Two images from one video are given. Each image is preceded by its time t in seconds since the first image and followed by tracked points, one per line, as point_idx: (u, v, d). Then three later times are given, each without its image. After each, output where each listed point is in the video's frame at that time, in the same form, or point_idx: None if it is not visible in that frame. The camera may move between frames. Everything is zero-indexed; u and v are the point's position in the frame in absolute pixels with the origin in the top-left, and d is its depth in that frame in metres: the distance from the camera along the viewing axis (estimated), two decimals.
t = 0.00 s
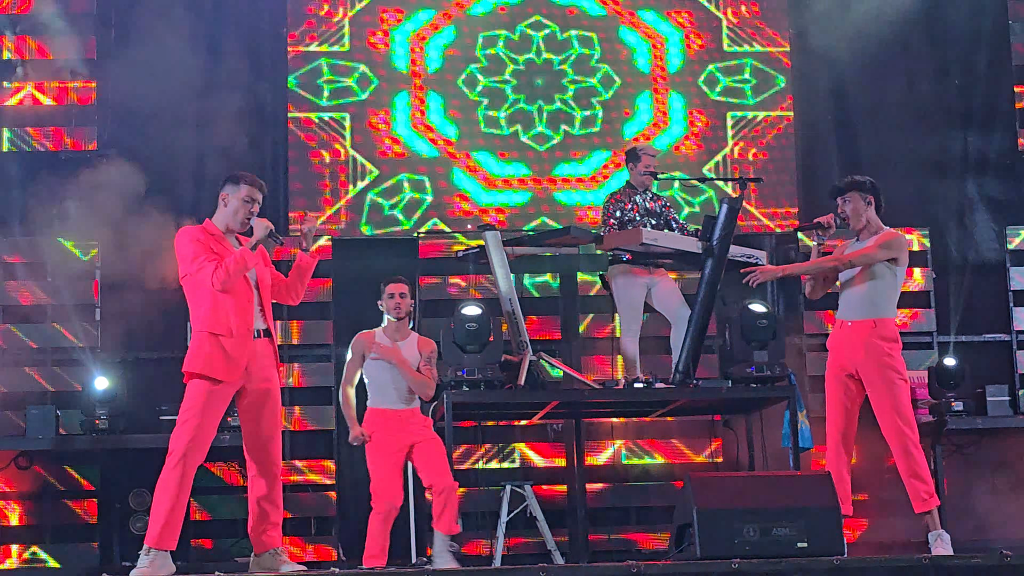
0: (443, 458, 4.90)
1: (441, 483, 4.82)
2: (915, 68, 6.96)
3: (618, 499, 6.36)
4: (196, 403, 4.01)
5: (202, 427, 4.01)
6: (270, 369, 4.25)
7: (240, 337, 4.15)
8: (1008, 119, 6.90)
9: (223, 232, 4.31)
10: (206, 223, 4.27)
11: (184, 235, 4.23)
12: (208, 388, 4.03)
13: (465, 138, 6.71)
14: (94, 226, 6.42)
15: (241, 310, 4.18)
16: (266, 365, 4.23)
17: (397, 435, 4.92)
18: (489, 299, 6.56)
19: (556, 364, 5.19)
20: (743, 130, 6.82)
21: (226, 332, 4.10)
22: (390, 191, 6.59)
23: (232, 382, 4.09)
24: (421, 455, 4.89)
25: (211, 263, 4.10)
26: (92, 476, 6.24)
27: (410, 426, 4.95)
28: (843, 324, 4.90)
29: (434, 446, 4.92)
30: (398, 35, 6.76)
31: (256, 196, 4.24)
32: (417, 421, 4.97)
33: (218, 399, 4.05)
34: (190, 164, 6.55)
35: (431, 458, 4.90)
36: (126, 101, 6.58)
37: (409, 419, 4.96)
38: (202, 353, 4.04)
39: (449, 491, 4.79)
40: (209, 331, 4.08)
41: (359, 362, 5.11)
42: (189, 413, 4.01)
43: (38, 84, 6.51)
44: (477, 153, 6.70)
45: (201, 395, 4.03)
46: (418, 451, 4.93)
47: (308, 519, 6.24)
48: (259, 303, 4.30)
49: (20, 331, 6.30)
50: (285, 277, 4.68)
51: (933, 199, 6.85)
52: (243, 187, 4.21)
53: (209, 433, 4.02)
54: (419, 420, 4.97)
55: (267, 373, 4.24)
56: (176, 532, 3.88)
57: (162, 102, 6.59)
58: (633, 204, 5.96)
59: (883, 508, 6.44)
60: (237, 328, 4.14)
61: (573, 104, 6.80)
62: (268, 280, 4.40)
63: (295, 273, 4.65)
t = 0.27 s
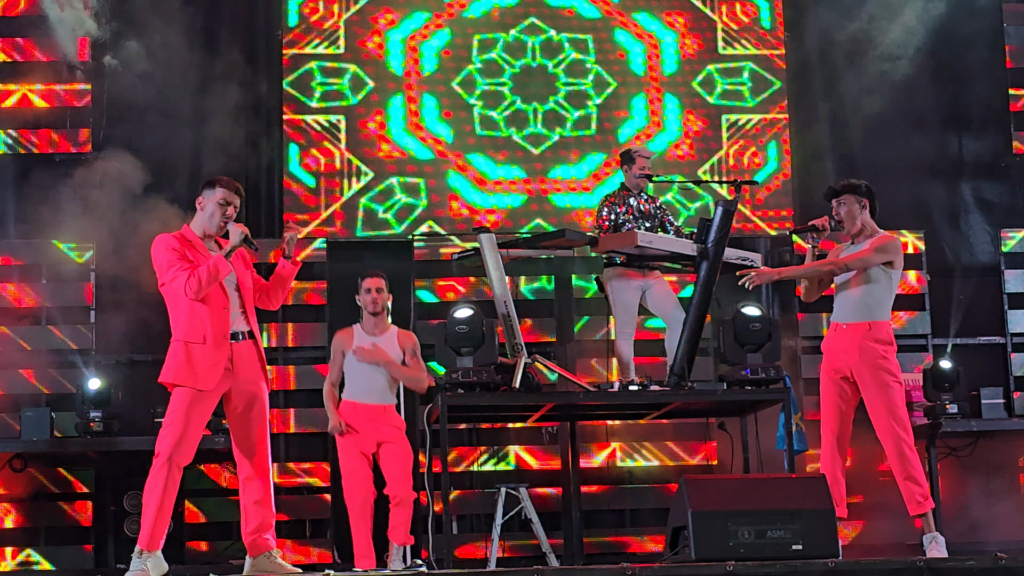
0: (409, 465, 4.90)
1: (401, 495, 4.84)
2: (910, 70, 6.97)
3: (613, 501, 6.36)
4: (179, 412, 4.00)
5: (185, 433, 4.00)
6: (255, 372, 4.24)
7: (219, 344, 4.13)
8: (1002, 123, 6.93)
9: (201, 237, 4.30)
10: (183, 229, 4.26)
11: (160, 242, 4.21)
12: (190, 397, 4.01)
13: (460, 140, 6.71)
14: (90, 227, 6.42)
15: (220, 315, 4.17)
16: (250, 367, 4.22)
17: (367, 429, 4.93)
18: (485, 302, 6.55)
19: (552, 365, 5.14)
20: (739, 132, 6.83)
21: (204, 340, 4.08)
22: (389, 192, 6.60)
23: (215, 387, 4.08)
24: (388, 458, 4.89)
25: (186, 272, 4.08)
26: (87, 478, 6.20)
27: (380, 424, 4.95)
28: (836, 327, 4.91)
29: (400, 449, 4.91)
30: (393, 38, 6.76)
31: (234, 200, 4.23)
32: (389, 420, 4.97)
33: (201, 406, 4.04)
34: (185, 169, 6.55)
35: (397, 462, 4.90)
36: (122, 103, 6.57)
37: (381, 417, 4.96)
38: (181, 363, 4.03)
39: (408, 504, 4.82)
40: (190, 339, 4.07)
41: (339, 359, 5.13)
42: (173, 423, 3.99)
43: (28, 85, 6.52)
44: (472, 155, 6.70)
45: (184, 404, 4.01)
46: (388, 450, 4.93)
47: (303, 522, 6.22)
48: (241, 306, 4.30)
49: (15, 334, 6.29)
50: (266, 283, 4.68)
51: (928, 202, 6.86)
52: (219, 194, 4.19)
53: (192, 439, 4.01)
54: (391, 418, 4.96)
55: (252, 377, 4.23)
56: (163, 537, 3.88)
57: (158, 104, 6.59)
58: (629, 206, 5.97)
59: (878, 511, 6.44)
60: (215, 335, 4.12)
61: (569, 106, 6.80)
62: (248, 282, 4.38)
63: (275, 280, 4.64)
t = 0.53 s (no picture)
0: (376, 458, 5.19)
1: (361, 487, 5.16)
2: (907, 71, 6.97)
3: (611, 501, 6.35)
4: (168, 419, 4.02)
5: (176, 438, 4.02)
6: (246, 372, 4.26)
7: (205, 348, 4.14)
8: (999, 123, 6.94)
9: (183, 240, 4.33)
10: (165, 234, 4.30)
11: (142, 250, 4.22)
12: (179, 403, 4.03)
13: (456, 141, 6.71)
14: (87, 227, 6.41)
15: (206, 319, 4.18)
16: (241, 369, 4.24)
17: (346, 417, 5.23)
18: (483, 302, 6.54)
19: (549, 365, 5.12)
20: (737, 133, 6.83)
21: (189, 346, 4.09)
22: (389, 191, 6.61)
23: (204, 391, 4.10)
24: (359, 447, 5.20)
25: (168, 279, 4.09)
26: (84, 479, 6.19)
27: (358, 412, 5.25)
28: (835, 329, 4.92)
29: (372, 441, 5.21)
30: (392, 39, 6.77)
31: (212, 201, 4.26)
32: (369, 408, 5.27)
33: (190, 411, 4.06)
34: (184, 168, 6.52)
35: (367, 452, 5.21)
36: (120, 103, 6.57)
37: (361, 403, 5.27)
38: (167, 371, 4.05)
39: (366, 498, 5.14)
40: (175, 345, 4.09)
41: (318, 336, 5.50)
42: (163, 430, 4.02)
43: (26, 86, 6.51)
44: (468, 156, 6.70)
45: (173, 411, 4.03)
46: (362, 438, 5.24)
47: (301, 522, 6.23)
48: (229, 307, 4.32)
49: (13, 334, 6.29)
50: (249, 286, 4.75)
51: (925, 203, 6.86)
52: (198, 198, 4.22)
53: (183, 443, 4.04)
54: (370, 407, 5.26)
55: (243, 377, 4.24)
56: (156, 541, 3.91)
57: (155, 104, 6.58)
58: (627, 206, 5.96)
59: (875, 511, 6.44)
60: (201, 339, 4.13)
61: (566, 108, 6.80)
62: (234, 282, 4.40)
63: (259, 285, 4.71)
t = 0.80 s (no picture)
0: (365, 475, 5.44)
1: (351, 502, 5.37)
2: (906, 70, 6.97)
3: (609, 501, 6.35)
4: (166, 421, 4.02)
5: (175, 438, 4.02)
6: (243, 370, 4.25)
7: (200, 348, 4.13)
8: (998, 123, 6.95)
9: (176, 238, 4.31)
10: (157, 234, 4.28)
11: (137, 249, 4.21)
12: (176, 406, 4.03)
13: (454, 140, 6.70)
14: (85, 226, 6.40)
15: (201, 318, 4.17)
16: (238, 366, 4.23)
17: (335, 433, 5.44)
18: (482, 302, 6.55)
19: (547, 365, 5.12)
20: (735, 133, 6.82)
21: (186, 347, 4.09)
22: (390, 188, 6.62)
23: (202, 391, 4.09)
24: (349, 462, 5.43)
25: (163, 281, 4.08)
26: (82, 478, 6.18)
27: (348, 428, 5.47)
28: (833, 329, 4.92)
29: (363, 458, 5.46)
30: (390, 37, 6.75)
31: (201, 196, 4.24)
32: (357, 425, 5.50)
33: (188, 410, 4.06)
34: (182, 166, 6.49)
35: (358, 469, 5.43)
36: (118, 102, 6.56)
37: (352, 422, 5.49)
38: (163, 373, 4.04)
39: (355, 514, 5.35)
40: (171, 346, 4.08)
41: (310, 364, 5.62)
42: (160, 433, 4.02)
43: (25, 85, 6.51)
44: (466, 155, 6.69)
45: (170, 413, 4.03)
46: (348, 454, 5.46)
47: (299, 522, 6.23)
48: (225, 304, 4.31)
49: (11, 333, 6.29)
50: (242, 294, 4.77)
51: (924, 203, 6.86)
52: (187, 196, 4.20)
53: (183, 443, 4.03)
54: (358, 424, 5.50)
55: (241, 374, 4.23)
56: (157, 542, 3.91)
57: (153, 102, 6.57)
58: (626, 206, 5.96)
59: (873, 511, 6.44)
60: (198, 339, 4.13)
61: (565, 108, 6.81)
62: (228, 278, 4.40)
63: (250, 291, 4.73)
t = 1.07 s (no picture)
0: (361, 475, 5.39)
1: (347, 505, 5.34)
2: (907, 69, 6.95)
3: (608, 501, 6.35)
4: (172, 412, 3.98)
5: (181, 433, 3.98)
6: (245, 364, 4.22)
7: (207, 340, 4.09)
8: (998, 123, 6.95)
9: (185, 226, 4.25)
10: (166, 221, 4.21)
11: (148, 238, 4.16)
12: (183, 396, 3.99)
13: (453, 141, 6.71)
14: (83, 226, 6.40)
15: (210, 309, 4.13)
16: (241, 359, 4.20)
17: (325, 441, 5.42)
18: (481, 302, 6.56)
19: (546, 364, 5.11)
20: (734, 132, 6.86)
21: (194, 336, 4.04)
22: (391, 187, 6.62)
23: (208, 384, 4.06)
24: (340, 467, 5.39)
25: (183, 267, 4.08)
26: (81, 478, 6.19)
27: (337, 432, 5.43)
28: (830, 328, 4.93)
29: (355, 461, 5.41)
30: (390, 37, 6.74)
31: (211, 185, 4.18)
32: (346, 428, 5.45)
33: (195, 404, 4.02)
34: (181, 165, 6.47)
35: (351, 472, 5.40)
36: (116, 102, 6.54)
37: (341, 425, 5.45)
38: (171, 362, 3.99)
39: (352, 516, 5.33)
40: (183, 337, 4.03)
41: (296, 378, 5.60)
42: (166, 423, 3.97)
43: (27, 84, 6.53)
44: (466, 156, 6.69)
45: (177, 404, 3.99)
46: (342, 459, 5.43)
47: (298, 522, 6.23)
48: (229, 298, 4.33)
49: (11, 333, 6.31)
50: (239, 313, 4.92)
51: (924, 203, 6.85)
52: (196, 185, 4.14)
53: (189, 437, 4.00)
54: (347, 426, 5.45)
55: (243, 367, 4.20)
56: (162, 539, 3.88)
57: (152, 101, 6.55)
58: (627, 206, 5.96)
59: (872, 511, 6.44)
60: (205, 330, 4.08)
61: (564, 107, 6.82)
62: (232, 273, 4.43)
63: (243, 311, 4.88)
